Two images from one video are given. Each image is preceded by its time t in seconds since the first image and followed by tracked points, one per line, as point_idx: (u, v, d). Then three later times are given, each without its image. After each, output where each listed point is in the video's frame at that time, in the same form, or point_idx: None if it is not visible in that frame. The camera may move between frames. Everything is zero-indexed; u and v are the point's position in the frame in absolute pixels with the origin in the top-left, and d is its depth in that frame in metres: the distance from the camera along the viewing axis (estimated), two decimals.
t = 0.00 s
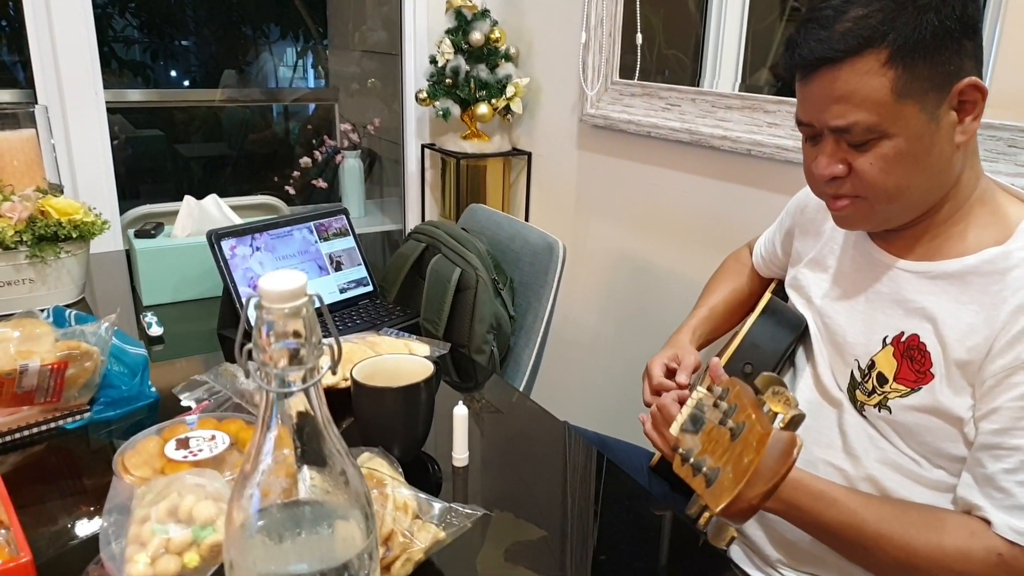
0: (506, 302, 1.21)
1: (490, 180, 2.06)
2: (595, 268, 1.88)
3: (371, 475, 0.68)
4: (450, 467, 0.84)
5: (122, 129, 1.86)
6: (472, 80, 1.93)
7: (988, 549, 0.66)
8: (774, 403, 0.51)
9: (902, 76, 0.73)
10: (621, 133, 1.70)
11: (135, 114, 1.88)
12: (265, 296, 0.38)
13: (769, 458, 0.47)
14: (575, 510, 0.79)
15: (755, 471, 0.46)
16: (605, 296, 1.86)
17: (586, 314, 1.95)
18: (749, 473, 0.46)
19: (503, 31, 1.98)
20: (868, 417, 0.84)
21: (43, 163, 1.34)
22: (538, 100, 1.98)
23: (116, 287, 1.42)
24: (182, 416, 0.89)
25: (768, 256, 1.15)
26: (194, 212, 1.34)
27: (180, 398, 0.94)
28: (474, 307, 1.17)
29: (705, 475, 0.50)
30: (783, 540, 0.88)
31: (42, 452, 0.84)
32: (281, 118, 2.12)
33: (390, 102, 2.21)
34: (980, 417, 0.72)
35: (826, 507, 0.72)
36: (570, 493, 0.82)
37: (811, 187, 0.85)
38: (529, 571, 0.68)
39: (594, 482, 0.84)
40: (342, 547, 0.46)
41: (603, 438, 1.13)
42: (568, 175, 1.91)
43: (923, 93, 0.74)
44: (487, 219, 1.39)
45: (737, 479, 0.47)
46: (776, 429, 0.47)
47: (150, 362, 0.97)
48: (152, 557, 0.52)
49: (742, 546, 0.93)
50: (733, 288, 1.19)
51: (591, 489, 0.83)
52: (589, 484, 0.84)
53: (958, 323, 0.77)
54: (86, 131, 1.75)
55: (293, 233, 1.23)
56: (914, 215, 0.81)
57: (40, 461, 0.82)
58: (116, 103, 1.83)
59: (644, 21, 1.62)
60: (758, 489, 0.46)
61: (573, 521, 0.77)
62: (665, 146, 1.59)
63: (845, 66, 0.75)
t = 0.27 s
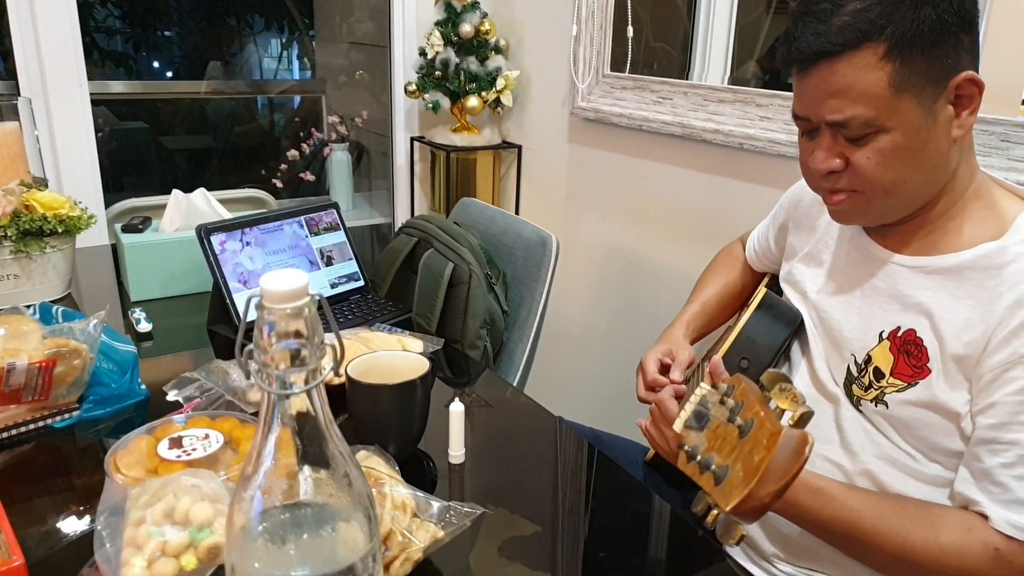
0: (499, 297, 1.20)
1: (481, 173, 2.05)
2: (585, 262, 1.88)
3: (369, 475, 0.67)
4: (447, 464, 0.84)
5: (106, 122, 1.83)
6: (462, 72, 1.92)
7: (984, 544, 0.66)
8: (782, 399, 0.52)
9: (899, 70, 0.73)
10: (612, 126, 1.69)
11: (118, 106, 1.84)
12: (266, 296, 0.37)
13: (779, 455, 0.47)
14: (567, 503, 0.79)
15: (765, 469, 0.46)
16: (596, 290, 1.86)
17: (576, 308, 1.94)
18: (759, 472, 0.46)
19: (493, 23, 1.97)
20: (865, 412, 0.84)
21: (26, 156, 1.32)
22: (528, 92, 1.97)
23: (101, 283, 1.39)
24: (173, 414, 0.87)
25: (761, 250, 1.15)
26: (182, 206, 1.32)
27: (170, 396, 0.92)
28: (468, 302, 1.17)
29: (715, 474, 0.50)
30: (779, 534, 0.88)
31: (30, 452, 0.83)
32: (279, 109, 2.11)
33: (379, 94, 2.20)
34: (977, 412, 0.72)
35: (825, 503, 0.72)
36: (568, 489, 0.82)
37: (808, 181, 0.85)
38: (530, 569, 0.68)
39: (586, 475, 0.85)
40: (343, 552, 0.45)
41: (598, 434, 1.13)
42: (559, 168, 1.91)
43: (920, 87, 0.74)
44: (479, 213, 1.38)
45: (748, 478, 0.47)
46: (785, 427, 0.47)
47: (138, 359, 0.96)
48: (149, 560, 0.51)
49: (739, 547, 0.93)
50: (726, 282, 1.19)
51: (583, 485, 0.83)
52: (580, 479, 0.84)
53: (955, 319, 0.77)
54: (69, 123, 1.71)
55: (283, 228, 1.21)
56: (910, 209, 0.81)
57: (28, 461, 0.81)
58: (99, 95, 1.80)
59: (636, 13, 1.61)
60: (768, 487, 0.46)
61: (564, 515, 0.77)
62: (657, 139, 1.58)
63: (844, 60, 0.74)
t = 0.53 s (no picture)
0: (492, 291, 1.20)
1: (470, 166, 2.04)
2: (576, 256, 1.88)
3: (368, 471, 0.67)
4: (442, 461, 0.83)
5: (89, 112, 1.78)
6: (452, 64, 1.90)
7: (976, 539, 0.67)
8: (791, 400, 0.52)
9: (895, 67, 0.73)
10: (603, 120, 1.69)
11: (100, 97, 1.80)
12: (271, 295, 0.37)
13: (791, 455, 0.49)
14: (557, 495, 0.79)
15: (778, 469, 0.48)
16: (586, 284, 1.85)
17: (566, 302, 1.94)
18: (772, 472, 0.48)
19: (483, 15, 1.95)
20: (859, 408, 0.84)
21: (8, 146, 1.29)
22: (518, 85, 1.96)
23: (87, 276, 1.37)
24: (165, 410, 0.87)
25: (753, 246, 1.15)
26: (169, 198, 1.30)
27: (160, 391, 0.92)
28: (461, 298, 1.16)
29: (724, 474, 0.51)
30: (773, 529, 0.89)
31: (17, 450, 0.81)
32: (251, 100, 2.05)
33: (366, 86, 2.17)
34: (972, 408, 0.73)
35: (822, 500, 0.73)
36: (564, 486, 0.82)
37: (803, 177, 0.85)
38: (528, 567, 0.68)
39: (575, 465, 0.85)
40: (346, 555, 0.45)
41: (591, 429, 1.13)
42: (549, 161, 1.90)
43: (916, 84, 0.74)
44: (470, 206, 1.37)
45: (759, 479, 0.49)
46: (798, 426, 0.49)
47: (128, 355, 0.94)
48: (147, 561, 0.51)
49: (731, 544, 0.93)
50: (719, 276, 1.19)
51: (573, 476, 0.83)
52: (570, 470, 0.84)
53: (949, 315, 0.77)
54: (51, 114, 1.68)
55: (273, 221, 1.20)
56: (905, 205, 0.81)
57: (15, 459, 0.80)
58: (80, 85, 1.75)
59: (627, 6, 1.60)
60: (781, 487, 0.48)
61: (553, 508, 0.77)
62: (648, 133, 1.58)
63: (840, 57, 0.74)
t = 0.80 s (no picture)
0: (485, 291, 1.20)
1: (461, 164, 2.03)
2: (567, 255, 1.88)
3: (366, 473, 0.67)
4: (438, 463, 0.83)
5: (75, 107, 1.76)
6: (444, 62, 1.89)
7: (968, 538, 0.67)
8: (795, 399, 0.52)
9: (890, 69, 0.73)
10: (595, 119, 1.69)
11: (87, 92, 1.78)
12: (277, 298, 0.37)
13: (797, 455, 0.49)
14: (547, 494, 0.80)
15: (784, 470, 0.48)
16: (578, 283, 1.85)
17: (558, 301, 1.94)
18: (779, 472, 0.48)
19: (474, 12, 1.95)
20: (855, 409, 0.85)
21: None
22: (509, 83, 1.95)
23: (74, 274, 1.35)
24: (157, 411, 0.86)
25: (747, 246, 1.16)
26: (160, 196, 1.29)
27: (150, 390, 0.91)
28: (454, 296, 1.15)
29: (729, 475, 0.52)
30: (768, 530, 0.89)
31: (7, 452, 0.80)
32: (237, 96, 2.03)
33: (356, 83, 2.16)
34: (968, 408, 0.73)
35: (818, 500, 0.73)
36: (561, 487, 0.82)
37: (798, 178, 0.86)
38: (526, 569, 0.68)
39: (565, 462, 0.86)
40: (346, 560, 0.45)
41: (586, 430, 1.13)
42: (540, 160, 1.90)
43: (910, 86, 0.74)
44: (464, 205, 1.37)
45: (765, 479, 0.49)
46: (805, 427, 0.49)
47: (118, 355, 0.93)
48: (143, 566, 0.50)
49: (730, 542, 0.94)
50: (712, 276, 1.19)
51: (562, 476, 0.84)
52: (559, 468, 0.85)
53: (945, 316, 0.78)
54: (37, 109, 1.66)
55: (265, 219, 1.18)
56: (900, 207, 0.82)
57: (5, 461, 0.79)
58: (66, 80, 1.73)
59: (619, 5, 1.60)
60: (787, 488, 0.48)
61: (543, 506, 0.78)
62: (640, 132, 1.58)
63: (835, 59, 0.75)
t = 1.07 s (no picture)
0: (478, 295, 1.19)
1: (452, 166, 2.03)
2: (559, 257, 1.88)
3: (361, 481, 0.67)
4: (434, 469, 0.82)
5: (62, 110, 1.74)
6: (435, 64, 1.89)
7: (964, 542, 0.68)
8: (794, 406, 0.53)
9: (882, 75, 0.74)
10: (586, 121, 1.69)
11: (74, 94, 1.76)
12: (279, 308, 0.36)
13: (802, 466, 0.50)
14: (539, 497, 0.80)
15: (790, 480, 0.50)
16: (569, 285, 1.85)
17: (549, 304, 1.94)
18: (785, 482, 0.50)
19: (464, 15, 1.95)
20: (850, 413, 0.85)
21: None
22: (500, 85, 1.95)
23: (62, 280, 1.34)
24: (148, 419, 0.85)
25: (739, 249, 1.16)
26: (149, 200, 1.27)
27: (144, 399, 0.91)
28: (448, 300, 1.15)
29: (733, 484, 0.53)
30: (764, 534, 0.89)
31: None
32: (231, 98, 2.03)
33: (346, 85, 2.15)
34: (964, 411, 0.74)
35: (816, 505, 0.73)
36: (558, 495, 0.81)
37: (792, 182, 0.86)
38: None
39: (558, 463, 0.87)
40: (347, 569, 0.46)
41: (580, 434, 1.13)
42: (531, 163, 1.89)
43: (903, 91, 0.75)
44: (456, 209, 1.36)
45: (771, 490, 0.51)
46: (809, 437, 0.50)
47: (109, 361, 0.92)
48: None
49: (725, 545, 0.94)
50: (704, 279, 1.20)
51: (554, 479, 0.84)
52: (553, 470, 0.86)
53: (940, 319, 0.78)
54: (23, 113, 1.64)
55: (256, 223, 1.18)
56: (894, 211, 0.82)
57: None
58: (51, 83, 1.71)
59: (610, 8, 1.60)
60: (794, 498, 0.49)
61: (534, 510, 0.77)
62: (632, 135, 1.58)
63: (828, 65, 0.75)
